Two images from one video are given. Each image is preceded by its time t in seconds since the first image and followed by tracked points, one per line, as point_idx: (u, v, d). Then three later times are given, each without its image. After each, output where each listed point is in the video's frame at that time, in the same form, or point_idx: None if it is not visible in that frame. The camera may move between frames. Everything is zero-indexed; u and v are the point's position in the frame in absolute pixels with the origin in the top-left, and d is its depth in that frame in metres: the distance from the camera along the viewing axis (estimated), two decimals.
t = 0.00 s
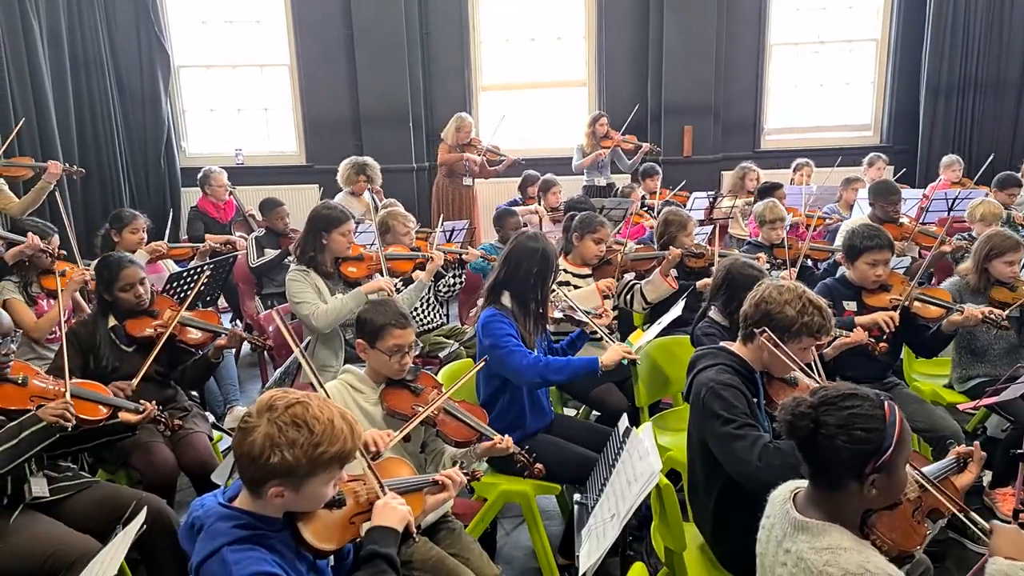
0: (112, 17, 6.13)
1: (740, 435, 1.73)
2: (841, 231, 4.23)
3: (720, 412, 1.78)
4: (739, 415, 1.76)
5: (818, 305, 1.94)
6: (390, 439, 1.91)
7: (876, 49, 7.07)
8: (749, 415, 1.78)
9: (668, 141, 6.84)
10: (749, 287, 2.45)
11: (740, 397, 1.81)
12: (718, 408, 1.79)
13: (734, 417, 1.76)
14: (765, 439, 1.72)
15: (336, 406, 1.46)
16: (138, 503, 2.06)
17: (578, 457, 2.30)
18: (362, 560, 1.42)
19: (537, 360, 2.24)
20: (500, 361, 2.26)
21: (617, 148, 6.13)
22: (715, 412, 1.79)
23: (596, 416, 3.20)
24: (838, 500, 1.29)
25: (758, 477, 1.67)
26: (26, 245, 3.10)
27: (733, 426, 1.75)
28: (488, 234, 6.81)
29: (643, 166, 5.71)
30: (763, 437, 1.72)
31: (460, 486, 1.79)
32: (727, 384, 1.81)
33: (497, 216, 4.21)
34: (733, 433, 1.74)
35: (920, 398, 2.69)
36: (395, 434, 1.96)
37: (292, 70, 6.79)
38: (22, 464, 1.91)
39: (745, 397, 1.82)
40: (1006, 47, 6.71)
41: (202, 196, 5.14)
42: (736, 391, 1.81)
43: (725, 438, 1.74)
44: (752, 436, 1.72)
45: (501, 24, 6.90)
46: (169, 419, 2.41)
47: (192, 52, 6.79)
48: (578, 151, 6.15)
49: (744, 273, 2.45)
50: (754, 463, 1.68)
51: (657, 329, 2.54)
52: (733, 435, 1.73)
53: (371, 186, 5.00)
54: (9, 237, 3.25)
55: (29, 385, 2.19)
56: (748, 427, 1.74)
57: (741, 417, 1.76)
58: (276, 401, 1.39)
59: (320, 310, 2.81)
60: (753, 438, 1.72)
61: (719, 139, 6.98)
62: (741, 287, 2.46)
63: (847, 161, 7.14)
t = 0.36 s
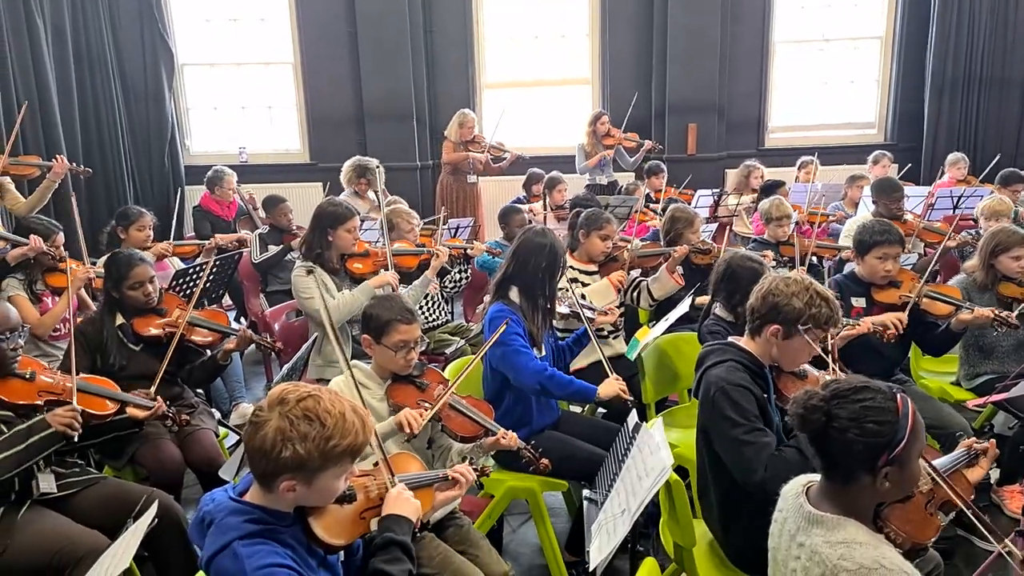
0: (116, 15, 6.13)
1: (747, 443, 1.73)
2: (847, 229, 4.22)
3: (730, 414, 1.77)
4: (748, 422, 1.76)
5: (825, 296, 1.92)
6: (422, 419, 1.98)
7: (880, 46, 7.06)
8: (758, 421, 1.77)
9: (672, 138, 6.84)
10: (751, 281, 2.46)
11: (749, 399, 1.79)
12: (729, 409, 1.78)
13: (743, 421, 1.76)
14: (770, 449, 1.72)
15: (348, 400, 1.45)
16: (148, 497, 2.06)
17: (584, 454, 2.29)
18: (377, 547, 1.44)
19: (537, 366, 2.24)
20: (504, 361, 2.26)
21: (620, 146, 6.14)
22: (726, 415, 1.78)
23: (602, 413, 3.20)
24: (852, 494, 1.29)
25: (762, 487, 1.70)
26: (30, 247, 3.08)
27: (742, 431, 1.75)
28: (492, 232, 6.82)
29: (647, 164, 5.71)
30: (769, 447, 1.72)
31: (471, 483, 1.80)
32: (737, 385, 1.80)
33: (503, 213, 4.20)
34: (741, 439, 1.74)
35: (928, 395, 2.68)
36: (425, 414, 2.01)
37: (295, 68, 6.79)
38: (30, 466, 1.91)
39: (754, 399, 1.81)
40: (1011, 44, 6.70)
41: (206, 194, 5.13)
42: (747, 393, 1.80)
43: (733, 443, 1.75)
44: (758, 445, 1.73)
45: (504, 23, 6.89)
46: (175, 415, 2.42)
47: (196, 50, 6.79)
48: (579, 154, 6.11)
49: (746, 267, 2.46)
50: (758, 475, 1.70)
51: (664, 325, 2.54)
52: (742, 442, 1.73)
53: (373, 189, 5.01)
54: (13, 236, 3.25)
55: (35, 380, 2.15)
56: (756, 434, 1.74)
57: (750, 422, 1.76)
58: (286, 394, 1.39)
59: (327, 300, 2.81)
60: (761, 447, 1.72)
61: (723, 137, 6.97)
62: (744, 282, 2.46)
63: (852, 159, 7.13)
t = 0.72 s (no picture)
0: (129, 15, 6.17)
1: (731, 433, 1.73)
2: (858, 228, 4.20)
3: (726, 406, 1.78)
4: (740, 417, 1.75)
5: (840, 290, 1.94)
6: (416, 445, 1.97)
7: (891, 45, 7.02)
8: (754, 419, 1.75)
9: (681, 137, 6.83)
10: (764, 278, 2.45)
11: (754, 396, 1.78)
12: (727, 401, 1.78)
13: (736, 414, 1.76)
14: (754, 448, 1.71)
15: (365, 396, 1.44)
16: (165, 492, 2.09)
17: (596, 452, 2.28)
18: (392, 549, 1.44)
19: (569, 365, 2.27)
20: (518, 356, 2.27)
21: (633, 144, 6.13)
22: (724, 408, 1.78)
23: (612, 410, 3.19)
24: (874, 491, 1.28)
25: (730, 478, 1.70)
26: (40, 225, 3.13)
27: (729, 423, 1.75)
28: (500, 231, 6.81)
29: (657, 163, 5.70)
30: (750, 444, 1.71)
31: (489, 484, 1.79)
32: (746, 383, 1.78)
33: (512, 211, 4.19)
34: (727, 428, 1.75)
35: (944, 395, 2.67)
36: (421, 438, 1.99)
37: (305, 68, 6.80)
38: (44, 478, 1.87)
39: (760, 397, 1.79)
40: None
41: (215, 192, 5.14)
42: (753, 392, 1.78)
43: (718, 431, 1.76)
44: (740, 440, 1.72)
45: (514, 22, 6.88)
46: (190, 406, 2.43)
47: (206, 49, 6.81)
48: (591, 152, 6.11)
49: (757, 264, 2.45)
50: (727, 464, 1.71)
51: (674, 324, 2.52)
52: (725, 431, 1.74)
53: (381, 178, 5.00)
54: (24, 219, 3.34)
55: (51, 373, 2.14)
56: (743, 430, 1.73)
57: (742, 417, 1.75)
58: (304, 389, 1.39)
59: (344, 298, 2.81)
60: (741, 441, 1.71)
61: (732, 137, 6.96)
62: (756, 279, 2.45)
63: (862, 158, 7.11)
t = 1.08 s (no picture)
0: (154, 13, 6.25)
1: (771, 439, 1.70)
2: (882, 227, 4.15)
3: (760, 410, 1.75)
4: (777, 419, 1.73)
5: (873, 291, 1.90)
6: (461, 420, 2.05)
7: (917, 42, 6.93)
8: (790, 420, 1.73)
9: (702, 135, 6.78)
10: (788, 278, 2.42)
11: (785, 396, 1.76)
12: (760, 405, 1.75)
13: (772, 417, 1.73)
14: (797, 450, 1.68)
15: (385, 392, 1.45)
16: (190, 484, 2.10)
17: (616, 450, 2.28)
18: (417, 546, 1.44)
19: (581, 368, 2.26)
20: (539, 357, 2.26)
21: (659, 142, 6.09)
22: (757, 411, 1.75)
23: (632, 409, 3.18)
24: (901, 490, 1.26)
25: (779, 485, 1.67)
26: (64, 224, 3.16)
27: (767, 427, 1.72)
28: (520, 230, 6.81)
29: (678, 161, 5.66)
30: (794, 447, 1.68)
31: (508, 474, 1.79)
32: (775, 383, 1.76)
33: (532, 209, 4.19)
34: (766, 434, 1.72)
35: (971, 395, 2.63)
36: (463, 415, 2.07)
37: (326, 66, 6.84)
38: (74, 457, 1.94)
39: (791, 396, 1.77)
40: None
41: (238, 190, 5.18)
42: (784, 392, 1.76)
43: (758, 438, 1.73)
44: (783, 444, 1.69)
45: (534, 20, 6.88)
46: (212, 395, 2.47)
47: (229, 48, 6.87)
48: (620, 148, 6.14)
49: (781, 263, 2.42)
50: (775, 472, 1.68)
51: (696, 322, 2.50)
52: (765, 436, 1.70)
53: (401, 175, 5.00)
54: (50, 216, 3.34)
55: (75, 364, 2.14)
56: (783, 432, 1.71)
57: (779, 420, 1.73)
58: (324, 385, 1.39)
59: (366, 291, 2.84)
60: (785, 446, 1.68)
61: (754, 135, 6.90)
62: (780, 278, 2.42)
63: (887, 156, 7.02)
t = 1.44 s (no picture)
0: (174, 14, 6.31)
1: (798, 443, 1.69)
2: (903, 226, 4.11)
3: (785, 413, 1.73)
4: (802, 422, 1.71)
5: (897, 293, 1.87)
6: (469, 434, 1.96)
7: (938, 41, 6.85)
8: (814, 422, 1.72)
9: (719, 135, 6.75)
10: (807, 278, 2.40)
11: (808, 398, 1.74)
12: (785, 407, 1.73)
13: (798, 420, 1.72)
14: (823, 453, 1.67)
15: (408, 385, 1.45)
16: (211, 479, 2.13)
17: (635, 450, 2.26)
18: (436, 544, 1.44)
19: (594, 369, 2.24)
20: (557, 356, 2.25)
21: (677, 141, 6.07)
22: (782, 414, 1.73)
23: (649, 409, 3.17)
24: (926, 490, 1.25)
25: (808, 491, 1.66)
26: (85, 228, 3.19)
27: (793, 431, 1.71)
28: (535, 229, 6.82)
29: (694, 160, 5.64)
30: (821, 450, 1.67)
31: (523, 470, 1.80)
32: (799, 384, 1.74)
33: (549, 208, 4.18)
34: (793, 438, 1.70)
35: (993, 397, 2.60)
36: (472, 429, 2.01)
37: (343, 66, 6.87)
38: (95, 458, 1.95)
39: (814, 397, 1.76)
40: None
41: (256, 188, 5.22)
42: (807, 392, 1.74)
43: (785, 443, 1.70)
44: (811, 448, 1.68)
45: (551, 19, 6.87)
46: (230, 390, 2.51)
47: (248, 48, 6.92)
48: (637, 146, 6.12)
49: (801, 262, 2.41)
50: (803, 477, 1.66)
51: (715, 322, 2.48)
52: (792, 441, 1.69)
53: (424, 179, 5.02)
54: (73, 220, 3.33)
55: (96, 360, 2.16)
56: (809, 436, 1.70)
57: (805, 423, 1.71)
58: (348, 378, 1.40)
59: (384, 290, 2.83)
60: (812, 450, 1.68)
61: (772, 134, 6.86)
62: (800, 277, 2.41)
63: (906, 156, 6.96)
